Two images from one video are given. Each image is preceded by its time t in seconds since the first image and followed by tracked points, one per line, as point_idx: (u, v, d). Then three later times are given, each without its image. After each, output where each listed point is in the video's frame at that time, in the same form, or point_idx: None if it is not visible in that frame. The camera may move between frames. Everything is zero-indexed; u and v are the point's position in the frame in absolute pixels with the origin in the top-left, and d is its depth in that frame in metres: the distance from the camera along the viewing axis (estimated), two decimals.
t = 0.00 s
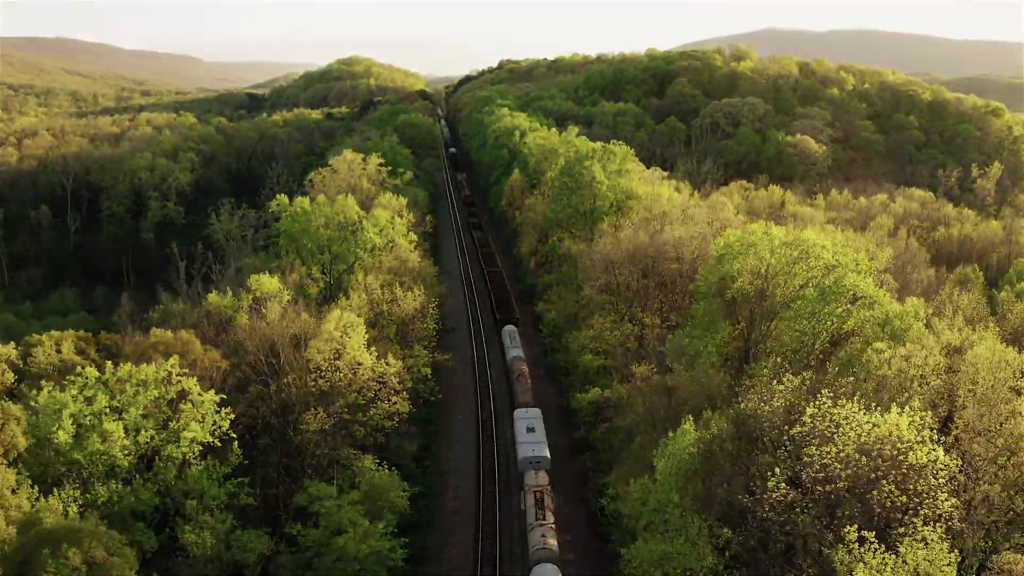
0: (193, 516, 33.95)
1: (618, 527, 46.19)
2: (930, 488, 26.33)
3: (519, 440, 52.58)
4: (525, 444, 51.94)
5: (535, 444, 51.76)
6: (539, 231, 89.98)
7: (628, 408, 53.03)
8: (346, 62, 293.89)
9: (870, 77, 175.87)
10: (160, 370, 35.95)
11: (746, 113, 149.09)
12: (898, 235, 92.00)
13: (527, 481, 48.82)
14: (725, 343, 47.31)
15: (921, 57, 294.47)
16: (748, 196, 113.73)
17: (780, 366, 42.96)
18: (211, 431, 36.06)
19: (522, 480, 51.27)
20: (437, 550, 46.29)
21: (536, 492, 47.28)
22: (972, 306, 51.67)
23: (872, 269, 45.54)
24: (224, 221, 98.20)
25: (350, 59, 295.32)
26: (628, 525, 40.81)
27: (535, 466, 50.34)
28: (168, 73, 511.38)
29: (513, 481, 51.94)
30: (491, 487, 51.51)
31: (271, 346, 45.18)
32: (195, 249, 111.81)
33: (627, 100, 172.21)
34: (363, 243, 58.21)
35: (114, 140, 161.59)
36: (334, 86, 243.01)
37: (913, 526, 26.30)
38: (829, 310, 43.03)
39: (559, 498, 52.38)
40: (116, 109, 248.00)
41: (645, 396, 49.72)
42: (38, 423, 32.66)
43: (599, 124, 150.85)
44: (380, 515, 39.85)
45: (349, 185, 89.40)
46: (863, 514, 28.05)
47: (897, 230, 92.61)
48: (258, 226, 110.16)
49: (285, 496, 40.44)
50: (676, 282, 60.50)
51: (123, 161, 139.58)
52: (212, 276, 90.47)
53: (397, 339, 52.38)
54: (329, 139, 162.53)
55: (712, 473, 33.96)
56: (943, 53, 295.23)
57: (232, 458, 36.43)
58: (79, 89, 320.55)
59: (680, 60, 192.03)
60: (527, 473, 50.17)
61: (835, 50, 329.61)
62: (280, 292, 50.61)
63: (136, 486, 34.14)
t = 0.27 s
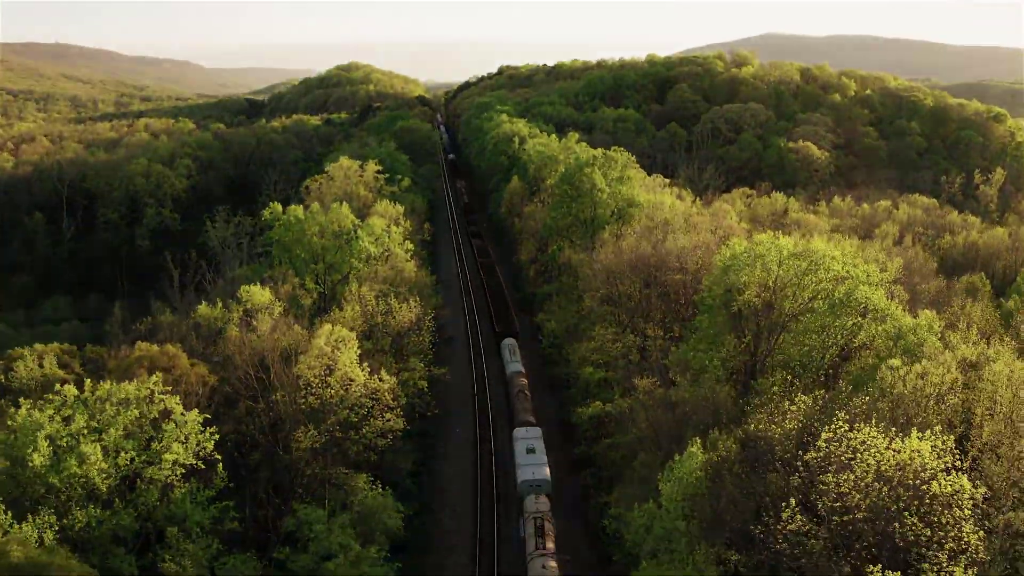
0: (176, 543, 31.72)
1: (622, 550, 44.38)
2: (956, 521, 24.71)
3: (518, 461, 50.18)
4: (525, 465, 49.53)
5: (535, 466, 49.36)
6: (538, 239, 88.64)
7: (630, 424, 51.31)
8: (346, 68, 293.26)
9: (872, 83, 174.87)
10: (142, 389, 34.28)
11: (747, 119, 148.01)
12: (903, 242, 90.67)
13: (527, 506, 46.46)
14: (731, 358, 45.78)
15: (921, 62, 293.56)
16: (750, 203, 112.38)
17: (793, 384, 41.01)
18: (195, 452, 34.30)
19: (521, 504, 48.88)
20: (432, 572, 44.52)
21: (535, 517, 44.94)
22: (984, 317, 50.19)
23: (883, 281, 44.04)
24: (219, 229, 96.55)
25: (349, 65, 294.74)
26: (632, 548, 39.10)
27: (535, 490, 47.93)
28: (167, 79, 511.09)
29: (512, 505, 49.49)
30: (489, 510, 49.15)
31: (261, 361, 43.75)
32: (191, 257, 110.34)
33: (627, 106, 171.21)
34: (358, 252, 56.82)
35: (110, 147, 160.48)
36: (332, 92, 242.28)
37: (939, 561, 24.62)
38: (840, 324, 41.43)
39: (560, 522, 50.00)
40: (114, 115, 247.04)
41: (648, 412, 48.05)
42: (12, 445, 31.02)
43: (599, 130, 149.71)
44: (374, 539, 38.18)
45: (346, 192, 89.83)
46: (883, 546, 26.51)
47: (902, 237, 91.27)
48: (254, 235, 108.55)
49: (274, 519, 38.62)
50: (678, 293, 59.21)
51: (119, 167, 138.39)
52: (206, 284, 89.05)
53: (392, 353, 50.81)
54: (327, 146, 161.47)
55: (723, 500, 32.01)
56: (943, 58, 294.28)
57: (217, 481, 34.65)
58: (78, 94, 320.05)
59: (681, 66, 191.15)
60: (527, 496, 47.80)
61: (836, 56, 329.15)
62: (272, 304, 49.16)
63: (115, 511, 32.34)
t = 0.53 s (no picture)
0: (158, 563, 30.34)
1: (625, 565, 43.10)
2: (981, 547, 23.24)
3: (518, 478, 48.27)
4: (525, 483, 47.63)
5: (535, 484, 47.45)
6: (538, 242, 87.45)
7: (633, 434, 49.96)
8: (345, 68, 292.19)
9: (874, 83, 173.65)
10: (126, 401, 32.86)
11: (748, 120, 146.81)
12: (907, 245, 89.59)
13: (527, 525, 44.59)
14: (736, 366, 44.58)
15: (923, 62, 292.49)
16: (752, 205, 111.19)
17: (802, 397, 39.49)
18: (181, 466, 32.85)
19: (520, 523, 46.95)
20: None
21: (535, 538, 43.06)
22: (994, 323, 49.07)
23: (894, 288, 42.79)
24: (215, 232, 95.20)
25: (349, 66, 293.54)
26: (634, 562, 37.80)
27: (535, 509, 46.02)
28: (167, 79, 509.96)
29: (511, 520, 47.91)
30: (487, 529, 47.28)
31: (252, 370, 42.51)
32: (187, 259, 109.18)
33: (628, 106, 170.04)
34: (354, 257, 55.66)
35: (107, 147, 159.25)
36: (331, 93, 241.20)
37: None
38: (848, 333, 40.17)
39: (561, 542, 48.10)
40: (112, 115, 245.91)
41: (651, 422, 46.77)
42: None
43: (599, 131, 148.55)
44: (367, 555, 36.95)
45: (344, 194, 89.24)
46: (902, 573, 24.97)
47: (906, 240, 90.19)
48: (251, 237, 107.19)
49: (265, 535, 37.50)
50: (680, 298, 58.02)
51: (116, 168, 137.12)
52: (201, 286, 87.74)
53: (388, 360, 49.56)
54: (325, 146, 160.29)
55: (731, 523, 30.47)
56: (944, 58, 293.29)
57: (203, 497, 33.24)
58: (77, 95, 319.16)
59: (681, 66, 190.00)
60: (527, 516, 45.89)
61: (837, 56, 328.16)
62: (264, 310, 47.87)
63: (98, 530, 30.81)
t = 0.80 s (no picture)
0: None
1: None
2: None
3: (518, 498, 46.49)
4: (525, 504, 45.85)
5: (536, 504, 45.67)
6: (537, 245, 86.04)
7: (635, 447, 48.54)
8: (344, 68, 290.91)
9: (876, 83, 172.33)
10: (104, 418, 31.38)
11: (750, 120, 145.35)
12: (912, 248, 88.32)
13: (527, 548, 42.87)
14: (742, 377, 43.23)
15: (924, 62, 291.44)
16: (754, 207, 109.83)
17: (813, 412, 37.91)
18: (162, 485, 31.37)
19: (520, 545, 45.17)
20: None
21: (536, 562, 41.31)
22: (1006, 330, 47.70)
23: (906, 297, 41.37)
24: (210, 235, 93.78)
25: (348, 66, 292.21)
26: None
27: (535, 531, 44.25)
28: (166, 80, 508.66)
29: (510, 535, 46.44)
30: (485, 547, 45.61)
31: (241, 382, 41.09)
32: (182, 262, 107.79)
33: (628, 107, 168.71)
34: (348, 262, 54.23)
35: (103, 148, 157.85)
36: (330, 93, 239.95)
37: None
38: (860, 345, 38.82)
39: (562, 561, 46.43)
40: (109, 116, 244.49)
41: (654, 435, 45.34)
42: None
43: (599, 132, 147.24)
44: None
45: (340, 196, 88.29)
46: None
47: (911, 243, 88.86)
48: (246, 240, 105.82)
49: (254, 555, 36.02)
50: (683, 304, 56.61)
51: (112, 169, 135.58)
52: (195, 290, 86.27)
53: (383, 369, 48.14)
54: (323, 148, 158.96)
55: (742, 550, 28.98)
56: (945, 58, 292.30)
57: (186, 518, 31.75)
58: (75, 95, 317.74)
59: (682, 67, 188.65)
60: (527, 538, 44.15)
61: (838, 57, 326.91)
62: (255, 319, 46.42)
63: (74, 554, 29.22)
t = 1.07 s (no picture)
0: None
1: None
2: None
3: (518, 517, 44.78)
4: (525, 523, 44.12)
5: (536, 523, 43.97)
6: (537, 247, 84.78)
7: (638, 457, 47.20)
8: (343, 69, 289.81)
9: (878, 83, 171.14)
10: (84, 432, 29.97)
11: (752, 121, 144.07)
12: (916, 251, 87.12)
13: (526, 570, 41.09)
14: (748, 386, 42.14)
15: (925, 62, 290.63)
16: (756, 208, 108.69)
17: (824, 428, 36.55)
18: (145, 504, 29.98)
19: (520, 560, 43.89)
20: None
21: None
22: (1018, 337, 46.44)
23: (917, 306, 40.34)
24: (206, 238, 92.62)
25: (347, 66, 291.15)
26: None
27: (536, 553, 42.68)
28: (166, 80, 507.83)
29: (510, 548, 45.18)
30: (484, 561, 44.32)
31: (231, 392, 39.85)
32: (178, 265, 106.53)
33: (629, 107, 167.57)
34: (343, 267, 52.95)
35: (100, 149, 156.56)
36: (329, 94, 238.86)
37: None
38: (869, 354, 37.93)
39: None
40: (108, 116, 243.36)
41: (658, 445, 44.06)
42: None
43: (600, 132, 146.13)
44: None
45: (337, 199, 87.24)
46: None
47: (916, 246, 87.66)
48: (243, 242, 104.55)
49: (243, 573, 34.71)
50: (686, 308, 55.43)
51: (108, 170, 134.35)
52: (190, 294, 85.00)
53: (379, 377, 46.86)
54: (322, 149, 157.84)
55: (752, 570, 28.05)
56: (946, 58, 291.57)
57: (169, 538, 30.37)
58: (74, 95, 316.34)
59: (683, 67, 187.51)
60: (527, 560, 42.44)
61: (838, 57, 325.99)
62: (246, 325, 45.08)
63: None
